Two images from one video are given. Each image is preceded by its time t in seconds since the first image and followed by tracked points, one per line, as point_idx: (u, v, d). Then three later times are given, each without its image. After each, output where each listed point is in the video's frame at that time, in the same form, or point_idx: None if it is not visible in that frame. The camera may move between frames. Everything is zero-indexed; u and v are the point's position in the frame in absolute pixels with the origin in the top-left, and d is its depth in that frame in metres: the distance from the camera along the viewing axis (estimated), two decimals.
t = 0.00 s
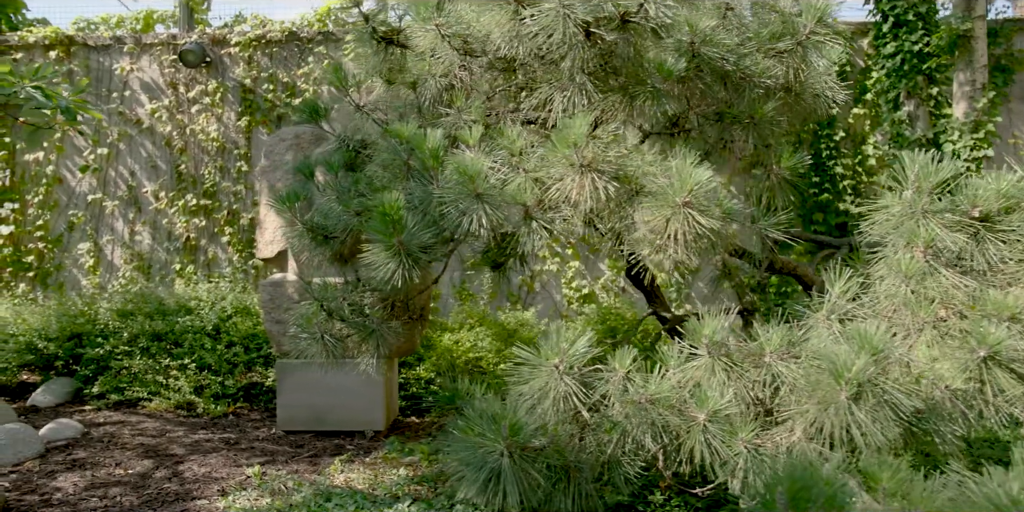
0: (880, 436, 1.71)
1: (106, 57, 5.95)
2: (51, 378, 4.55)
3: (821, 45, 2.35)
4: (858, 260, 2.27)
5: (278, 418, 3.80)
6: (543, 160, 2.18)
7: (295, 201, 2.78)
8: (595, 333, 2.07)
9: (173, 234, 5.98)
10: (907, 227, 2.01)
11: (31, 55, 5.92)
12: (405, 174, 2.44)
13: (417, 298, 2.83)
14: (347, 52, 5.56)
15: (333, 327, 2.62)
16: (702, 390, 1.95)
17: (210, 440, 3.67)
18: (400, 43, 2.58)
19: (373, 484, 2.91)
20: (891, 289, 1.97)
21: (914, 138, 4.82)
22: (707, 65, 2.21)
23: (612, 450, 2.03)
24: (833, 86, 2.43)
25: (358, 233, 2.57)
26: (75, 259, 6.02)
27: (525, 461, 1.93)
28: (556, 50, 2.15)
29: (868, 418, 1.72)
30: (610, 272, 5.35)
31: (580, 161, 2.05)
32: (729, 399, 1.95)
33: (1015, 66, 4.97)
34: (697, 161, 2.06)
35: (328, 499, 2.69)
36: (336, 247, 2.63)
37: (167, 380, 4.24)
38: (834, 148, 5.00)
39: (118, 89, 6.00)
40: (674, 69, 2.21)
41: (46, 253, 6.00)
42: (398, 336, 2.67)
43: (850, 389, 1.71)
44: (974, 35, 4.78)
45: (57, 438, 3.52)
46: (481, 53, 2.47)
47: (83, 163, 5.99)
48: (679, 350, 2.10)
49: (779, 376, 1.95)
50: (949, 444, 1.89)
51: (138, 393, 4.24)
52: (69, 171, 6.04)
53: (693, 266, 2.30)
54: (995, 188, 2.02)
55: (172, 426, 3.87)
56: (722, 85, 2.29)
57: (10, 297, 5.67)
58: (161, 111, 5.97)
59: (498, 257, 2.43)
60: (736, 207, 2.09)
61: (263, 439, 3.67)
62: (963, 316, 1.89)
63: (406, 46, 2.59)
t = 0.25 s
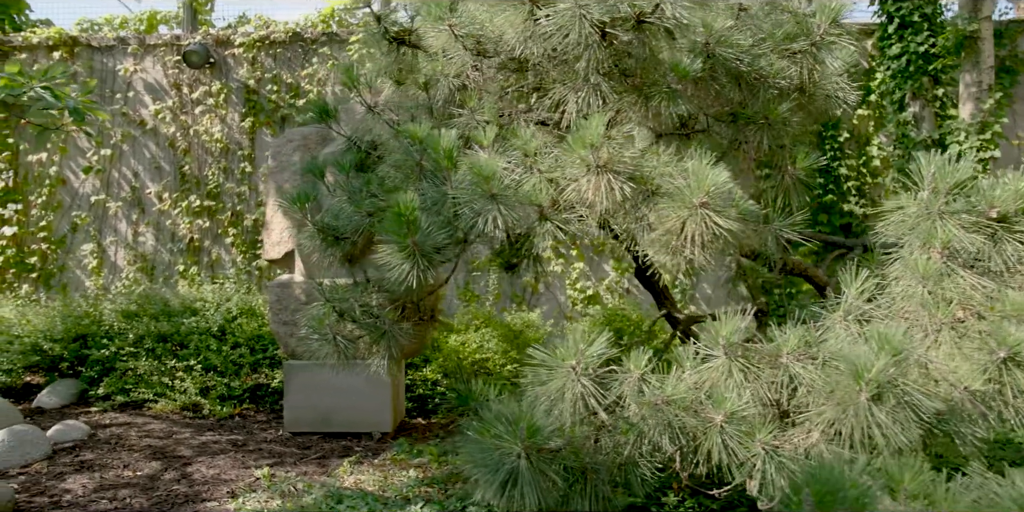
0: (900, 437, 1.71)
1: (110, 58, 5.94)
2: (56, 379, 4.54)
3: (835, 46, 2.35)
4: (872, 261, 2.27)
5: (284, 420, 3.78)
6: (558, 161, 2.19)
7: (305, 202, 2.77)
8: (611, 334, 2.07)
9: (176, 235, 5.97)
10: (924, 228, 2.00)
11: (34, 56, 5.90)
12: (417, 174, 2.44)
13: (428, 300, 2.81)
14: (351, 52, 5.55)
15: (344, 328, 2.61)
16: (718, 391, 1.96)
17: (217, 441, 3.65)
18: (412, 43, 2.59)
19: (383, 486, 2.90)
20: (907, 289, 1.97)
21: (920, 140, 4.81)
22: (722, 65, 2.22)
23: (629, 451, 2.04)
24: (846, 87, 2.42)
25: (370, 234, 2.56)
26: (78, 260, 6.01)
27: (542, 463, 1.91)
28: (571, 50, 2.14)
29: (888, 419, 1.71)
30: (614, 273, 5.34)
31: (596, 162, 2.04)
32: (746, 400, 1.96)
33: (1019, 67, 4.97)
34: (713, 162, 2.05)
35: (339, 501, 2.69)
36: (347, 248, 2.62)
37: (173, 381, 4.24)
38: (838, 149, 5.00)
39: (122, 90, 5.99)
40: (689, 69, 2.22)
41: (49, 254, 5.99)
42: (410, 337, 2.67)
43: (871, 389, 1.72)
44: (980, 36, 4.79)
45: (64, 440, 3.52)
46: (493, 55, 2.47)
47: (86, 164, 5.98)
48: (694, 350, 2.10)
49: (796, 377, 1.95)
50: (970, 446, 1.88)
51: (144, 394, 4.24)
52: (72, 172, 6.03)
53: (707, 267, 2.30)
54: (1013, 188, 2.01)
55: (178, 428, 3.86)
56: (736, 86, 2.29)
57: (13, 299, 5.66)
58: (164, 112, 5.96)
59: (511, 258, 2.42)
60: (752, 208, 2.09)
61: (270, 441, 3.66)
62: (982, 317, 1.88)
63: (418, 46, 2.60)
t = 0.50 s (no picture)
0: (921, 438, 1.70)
1: (113, 59, 5.93)
2: (61, 381, 4.53)
3: (848, 47, 2.35)
4: (887, 262, 2.28)
5: (292, 421, 3.78)
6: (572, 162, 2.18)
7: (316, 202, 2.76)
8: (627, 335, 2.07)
9: (179, 236, 5.95)
10: (940, 229, 2.00)
11: (37, 57, 5.89)
12: (429, 175, 2.43)
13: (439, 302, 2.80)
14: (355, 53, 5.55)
15: (356, 329, 2.61)
16: (735, 392, 1.96)
17: (224, 443, 3.65)
18: (423, 44, 2.59)
19: (393, 487, 2.90)
20: (924, 290, 1.97)
21: (924, 141, 4.81)
22: (736, 67, 2.22)
23: (645, 452, 2.06)
24: (858, 87, 2.43)
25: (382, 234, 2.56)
26: (81, 262, 6.00)
27: (560, 465, 1.91)
28: (587, 51, 2.14)
29: (908, 421, 1.71)
30: (618, 275, 5.34)
31: (611, 163, 2.04)
32: (763, 401, 1.96)
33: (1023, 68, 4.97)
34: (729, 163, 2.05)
35: (350, 503, 2.68)
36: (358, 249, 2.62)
37: (178, 383, 4.22)
38: (842, 150, 4.99)
39: (125, 91, 5.97)
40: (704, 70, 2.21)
41: (52, 255, 5.98)
42: (421, 338, 2.66)
43: (890, 390, 1.71)
44: (987, 36, 4.59)
45: (71, 442, 3.51)
46: (506, 55, 2.46)
47: (90, 166, 5.97)
48: (709, 351, 2.10)
49: (813, 378, 1.95)
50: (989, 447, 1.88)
51: (149, 396, 4.22)
52: (75, 173, 6.03)
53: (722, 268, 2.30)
54: None
55: (185, 430, 3.85)
56: (750, 87, 2.29)
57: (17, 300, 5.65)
58: (168, 113, 5.95)
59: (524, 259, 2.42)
60: (768, 209, 2.08)
61: (277, 443, 3.65)
62: (1000, 318, 1.88)
63: (429, 46, 2.59)
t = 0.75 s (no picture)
0: (940, 440, 1.69)
1: (116, 60, 5.92)
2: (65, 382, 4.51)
3: (862, 49, 2.36)
4: (901, 264, 2.28)
5: (298, 423, 3.77)
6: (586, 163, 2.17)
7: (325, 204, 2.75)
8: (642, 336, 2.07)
9: (182, 238, 5.94)
10: (956, 230, 2.00)
11: (40, 58, 5.88)
12: (441, 176, 2.43)
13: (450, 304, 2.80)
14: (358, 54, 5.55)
15: (366, 330, 2.60)
16: (750, 393, 1.97)
17: (231, 444, 3.63)
18: (434, 44, 2.59)
19: (403, 489, 2.89)
20: (940, 292, 1.96)
21: (929, 142, 4.80)
22: (750, 68, 2.22)
23: (661, 454, 2.06)
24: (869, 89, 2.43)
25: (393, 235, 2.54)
26: (83, 263, 5.99)
27: (576, 467, 1.91)
28: (602, 52, 2.15)
29: (928, 422, 1.70)
30: (622, 276, 5.34)
31: (627, 164, 2.03)
32: (780, 402, 1.95)
33: None
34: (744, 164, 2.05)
35: (360, 504, 2.67)
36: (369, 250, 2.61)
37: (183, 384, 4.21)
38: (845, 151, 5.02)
39: (128, 92, 5.96)
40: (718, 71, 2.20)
41: (55, 256, 5.98)
42: (432, 340, 2.65)
43: (909, 392, 1.70)
44: (992, 38, 4.54)
45: (77, 443, 3.50)
46: (518, 56, 2.46)
47: (92, 167, 5.96)
48: (724, 352, 2.10)
49: (829, 379, 1.95)
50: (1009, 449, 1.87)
51: (154, 397, 4.21)
52: (78, 174, 6.02)
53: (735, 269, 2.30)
54: None
55: (191, 431, 3.84)
56: (764, 88, 2.29)
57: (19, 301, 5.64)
58: (171, 113, 5.94)
59: (537, 261, 2.42)
60: (783, 210, 2.08)
61: (284, 444, 3.64)
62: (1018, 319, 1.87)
63: (440, 47, 2.59)
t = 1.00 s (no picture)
0: (959, 442, 1.69)
1: (119, 61, 5.91)
2: (69, 384, 4.51)
3: (875, 50, 2.36)
4: (914, 266, 2.28)
5: (305, 425, 3.76)
6: (600, 164, 2.17)
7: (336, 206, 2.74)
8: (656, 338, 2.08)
9: (185, 239, 5.93)
10: (970, 233, 2.00)
11: (43, 59, 5.87)
12: (453, 177, 2.43)
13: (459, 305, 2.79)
14: (362, 55, 5.57)
15: (377, 331, 2.60)
16: (766, 395, 1.97)
17: (237, 446, 3.63)
18: (445, 45, 2.58)
19: (412, 491, 2.88)
20: (956, 293, 1.96)
21: (934, 144, 4.79)
22: (763, 69, 2.23)
23: (676, 455, 2.06)
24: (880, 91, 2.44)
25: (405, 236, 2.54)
26: (85, 264, 5.98)
27: (591, 468, 1.90)
28: (616, 53, 2.15)
29: (947, 424, 1.69)
30: (626, 278, 5.34)
31: (642, 165, 2.03)
32: (795, 403, 1.95)
33: None
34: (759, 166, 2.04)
35: (369, 506, 2.66)
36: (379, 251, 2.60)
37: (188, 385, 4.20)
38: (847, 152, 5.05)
39: (131, 93, 5.94)
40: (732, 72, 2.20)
41: (57, 257, 5.97)
42: (443, 341, 2.65)
43: (928, 394, 1.70)
44: (996, 41, 4.70)
45: (83, 445, 3.50)
46: (531, 57, 2.47)
47: (95, 168, 5.95)
48: (738, 354, 2.10)
49: (844, 380, 1.95)
50: None
51: (158, 399, 4.21)
52: (81, 175, 6.02)
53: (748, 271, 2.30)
54: None
55: (196, 433, 3.83)
56: (778, 89, 2.29)
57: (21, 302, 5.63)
58: (174, 115, 5.92)
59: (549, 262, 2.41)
60: (798, 211, 2.08)
61: (291, 446, 3.63)
62: None
63: (451, 48, 2.58)
